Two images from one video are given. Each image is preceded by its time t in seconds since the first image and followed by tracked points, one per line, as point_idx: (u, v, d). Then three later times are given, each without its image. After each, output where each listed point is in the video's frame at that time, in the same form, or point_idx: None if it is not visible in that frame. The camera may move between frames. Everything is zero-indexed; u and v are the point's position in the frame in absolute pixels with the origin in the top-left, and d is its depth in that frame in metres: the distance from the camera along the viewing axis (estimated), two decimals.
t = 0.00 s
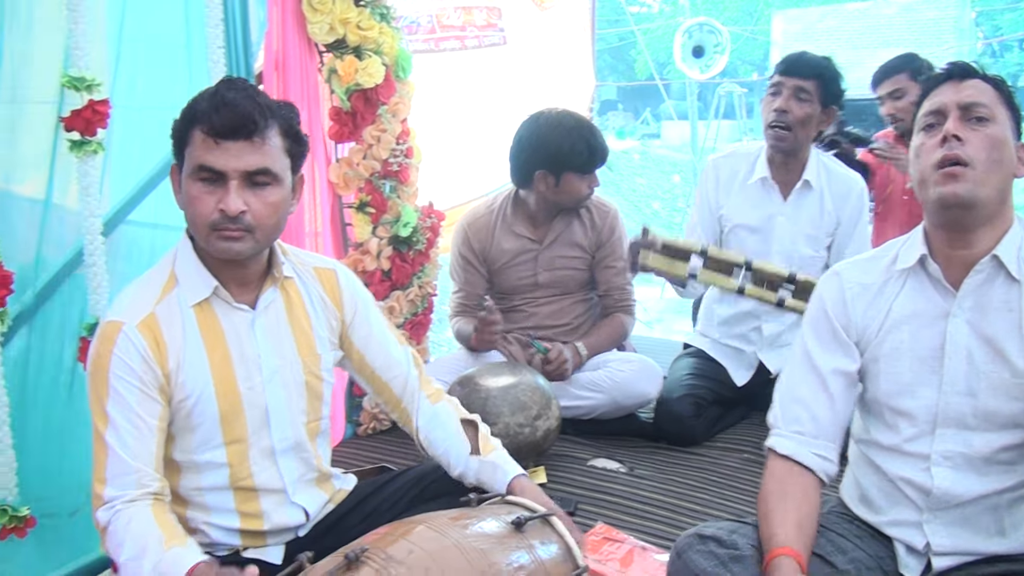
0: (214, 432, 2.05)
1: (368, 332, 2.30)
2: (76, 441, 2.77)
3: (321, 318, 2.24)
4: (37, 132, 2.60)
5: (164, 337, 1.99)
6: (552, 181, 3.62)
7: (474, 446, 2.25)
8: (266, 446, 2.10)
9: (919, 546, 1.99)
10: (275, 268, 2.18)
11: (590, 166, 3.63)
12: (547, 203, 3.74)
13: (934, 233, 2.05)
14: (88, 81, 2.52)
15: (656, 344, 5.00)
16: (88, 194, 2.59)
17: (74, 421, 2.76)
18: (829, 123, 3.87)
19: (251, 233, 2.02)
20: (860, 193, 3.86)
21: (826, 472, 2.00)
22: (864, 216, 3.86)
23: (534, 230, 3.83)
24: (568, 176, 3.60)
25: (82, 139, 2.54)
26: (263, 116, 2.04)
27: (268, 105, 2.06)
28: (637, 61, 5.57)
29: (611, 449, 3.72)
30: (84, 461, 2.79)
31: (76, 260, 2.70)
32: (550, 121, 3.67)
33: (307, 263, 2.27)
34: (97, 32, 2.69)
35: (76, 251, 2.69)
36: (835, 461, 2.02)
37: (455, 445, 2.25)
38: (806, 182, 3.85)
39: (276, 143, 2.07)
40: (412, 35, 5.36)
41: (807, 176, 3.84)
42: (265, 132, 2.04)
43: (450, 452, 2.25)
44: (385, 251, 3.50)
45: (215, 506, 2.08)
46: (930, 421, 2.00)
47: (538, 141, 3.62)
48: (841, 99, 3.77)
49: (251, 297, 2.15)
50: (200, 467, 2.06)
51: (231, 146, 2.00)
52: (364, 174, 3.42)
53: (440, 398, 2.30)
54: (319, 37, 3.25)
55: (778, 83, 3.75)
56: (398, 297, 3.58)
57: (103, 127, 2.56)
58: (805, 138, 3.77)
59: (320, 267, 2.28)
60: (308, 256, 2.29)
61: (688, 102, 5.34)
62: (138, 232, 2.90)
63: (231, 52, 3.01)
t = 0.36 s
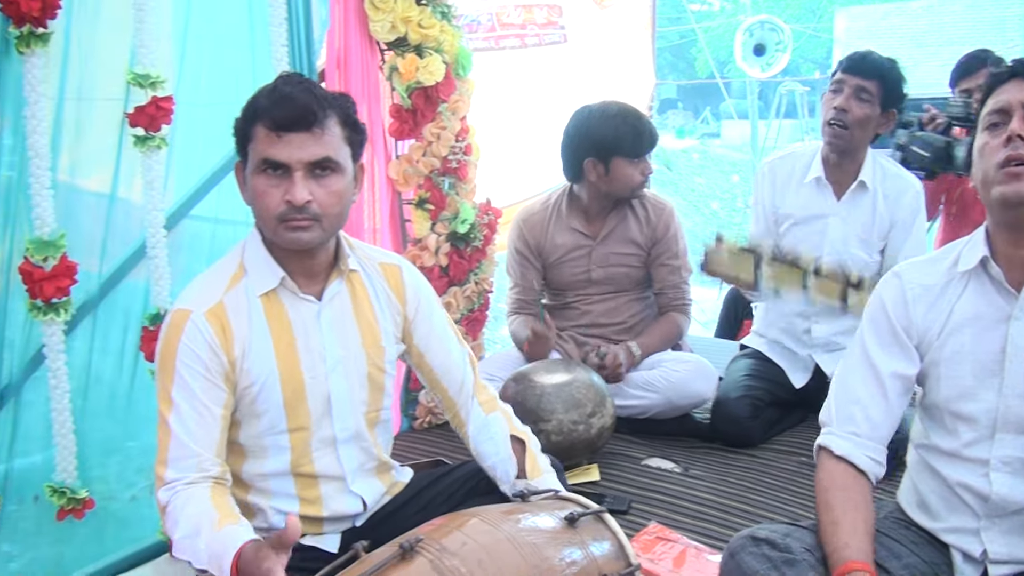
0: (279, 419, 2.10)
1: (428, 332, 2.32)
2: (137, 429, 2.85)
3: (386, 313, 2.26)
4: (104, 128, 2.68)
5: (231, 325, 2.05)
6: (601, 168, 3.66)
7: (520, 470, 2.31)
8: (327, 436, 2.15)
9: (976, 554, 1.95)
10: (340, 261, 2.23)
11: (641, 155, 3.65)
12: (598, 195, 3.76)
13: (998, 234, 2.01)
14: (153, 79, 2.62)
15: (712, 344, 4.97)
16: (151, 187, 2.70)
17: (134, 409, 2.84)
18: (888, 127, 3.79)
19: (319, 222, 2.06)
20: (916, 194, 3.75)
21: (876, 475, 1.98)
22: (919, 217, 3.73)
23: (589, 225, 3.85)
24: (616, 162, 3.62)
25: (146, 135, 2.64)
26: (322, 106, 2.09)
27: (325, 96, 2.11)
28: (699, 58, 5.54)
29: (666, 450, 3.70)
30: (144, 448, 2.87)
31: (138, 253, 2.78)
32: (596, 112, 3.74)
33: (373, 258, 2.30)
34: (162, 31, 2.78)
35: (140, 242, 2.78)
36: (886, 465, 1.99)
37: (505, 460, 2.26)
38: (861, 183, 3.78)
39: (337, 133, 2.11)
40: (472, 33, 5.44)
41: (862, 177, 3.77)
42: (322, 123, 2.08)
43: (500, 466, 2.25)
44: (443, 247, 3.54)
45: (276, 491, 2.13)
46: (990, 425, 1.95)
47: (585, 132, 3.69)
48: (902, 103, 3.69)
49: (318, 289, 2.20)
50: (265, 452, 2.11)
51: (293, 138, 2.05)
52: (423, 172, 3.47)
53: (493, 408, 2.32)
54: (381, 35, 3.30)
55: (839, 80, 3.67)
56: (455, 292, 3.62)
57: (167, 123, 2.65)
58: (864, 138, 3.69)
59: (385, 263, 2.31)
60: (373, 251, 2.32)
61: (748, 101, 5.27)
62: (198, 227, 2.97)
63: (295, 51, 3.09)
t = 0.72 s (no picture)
0: (327, 415, 2.13)
1: (474, 337, 2.33)
2: (193, 424, 2.91)
3: (434, 316, 2.28)
4: (160, 129, 2.75)
5: (286, 321, 2.08)
6: (646, 159, 3.66)
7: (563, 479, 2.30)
8: (375, 433, 2.17)
9: None
10: (393, 262, 2.25)
11: (687, 142, 3.65)
12: (645, 188, 3.75)
13: None
14: (208, 81, 2.68)
15: (765, 346, 4.92)
16: (207, 186, 2.75)
17: (189, 404, 2.90)
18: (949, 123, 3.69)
19: (390, 213, 2.09)
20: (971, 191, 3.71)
21: (936, 479, 1.82)
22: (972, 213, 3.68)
23: (639, 221, 3.84)
24: (660, 150, 3.62)
25: (202, 136, 2.71)
26: (399, 106, 2.16)
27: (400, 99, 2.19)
28: (751, 56, 5.49)
29: (716, 449, 3.69)
30: (198, 443, 2.92)
31: (192, 251, 2.84)
32: (635, 104, 3.74)
33: (424, 262, 2.31)
34: (217, 35, 2.84)
35: (196, 240, 2.84)
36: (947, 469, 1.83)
37: (546, 470, 2.28)
38: (919, 179, 3.74)
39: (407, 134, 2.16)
40: (524, 32, 5.44)
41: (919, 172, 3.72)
42: (399, 125, 2.14)
43: (540, 476, 2.28)
44: (492, 245, 3.55)
45: (324, 485, 2.17)
46: None
47: (627, 123, 3.71)
48: (964, 101, 3.58)
49: (370, 287, 2.22)
50: (313, 448, 2.15)
51: (372, 129, 2.10)
52: (474, 171, 3.49)
53: (536, 419, 2.32)
54: (432, 36, 3.33)
55: (898, 79, 3.58)
56: (505, 292, 3.64)
57: (221, 125, 2.71)
58: (920, 137, 3.63)
59: (436, 267, 2.32)
60: (425, 254, 2.34)
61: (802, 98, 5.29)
62: (253, 225, 3.02)
63: (346, 55, 3.12)
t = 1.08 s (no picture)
0: (374, 413, 2.15)
1: (518, 328, 2.35)
2: (241, 421, 2.99)
3: (476, 310, 2.31)
4: (211, 132, 2.82)
5: (329, 325, 2.10)
6: (696, 153, 3.63)
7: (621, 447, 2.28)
8: (421, 430, 2.20)
9: None
10: (434, 259, 2.28)
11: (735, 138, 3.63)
12: (696, 185, 3.71)
13: None
14: (259, 84, 2.75)
15: (815, 348, 4.86)
16: (258, 188, 2.82)
17: (239, 402, 2.97)
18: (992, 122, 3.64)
19: (445, 206, 2.14)
20: None
21: (978, 480, 1.78)
22: None
23: (688, 220, 3.81)
24: (710, 144, 3.60)
25: (252, 139, 2.77)
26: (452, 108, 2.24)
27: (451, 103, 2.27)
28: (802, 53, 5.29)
29: (763, 451, 3.66)
30: (247, 439, 3.00)
31: (243, 251, 2.91)
32: (684, 104, 3.73)
33: (464, 258, 2.34)
34: (267, 38, 2.89)
35: (246, 241, 2.90)
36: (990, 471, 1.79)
37: (603, 443, 2.27)
38: (969, 185, 3.65)
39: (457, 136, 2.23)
40: (571, 33, 5.62)
41: (970, 178, 3.63)
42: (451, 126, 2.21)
43: (596, 450, 2.26)
44: (538, 246, 3.56)
45: (371, 484, 2.19)
46: None
47: (674, 122, 3.71)
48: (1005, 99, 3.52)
49: (412, 287, 2.25)
50: (359, 446, 2.17)
51: (432, 125, 2.17)
52: (520, 171, 3.50)
53: (586, 396, 2.32)
54: (479, 37, 3.35)
55: (937, 80, 3.53)
56: (550, 292, 3.62)
57: (272, 127, 2.77)
58: (965, 138, 3.54)
59: (476, 263, 2.35)
60: (465, 251, 2.37)
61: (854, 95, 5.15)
62: (303, 225, 3.08)
63: (394, 57, 3.16)
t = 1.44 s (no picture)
0: (420, 409, 2.18)
1: (559, 327, 2.35)
2: (285, 417, 3.03)
3: (521, 309, 2.31)
4: (256, 133, 2.86)
5: (373, 321, 2.12)
6: (743, 156, 3.60)
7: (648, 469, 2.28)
8: (464, 427, 2.22)
9: None
10: (479, 257, 2.30)
11: (780, 141, 3.59)
12: (739, 186, 3.69)
13: None
14: (303, 85, 2.80)
15: (858, 350, 4.81)
16: (302, 188, 2.86)
17: (282, 397, 3.01)
18: None
19: (487, 206, 2.16)
20: None
21: None
22: None
23: (730, 221, 3.78)
24: (757, 147, 3.56)
25: (296, 139, 2.82)
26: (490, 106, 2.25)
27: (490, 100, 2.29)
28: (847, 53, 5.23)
29: (805, 454, 3.62)
30: (290, 436, 3.04)
31: (286, 250, 2.94)
32: (734, 101, 3.71)
33: (508, 257, 2.35)
34: (310, 39, 2.93)
35: (290, 240, 2.94)
36: None
37: (636, 456, 2.26)
38: (1011, 187, 3.59)
39: (495, 134, 2.25)
40: (614, 32, 5.51)
41: (1013, 179, 3.57)
42: (489, 125, 2.23)
43: (630, 463, 2.25)
44: (579, 246, 3.57)
45: (414, 479, 2.21)
46: None
47: (719, 121, 3.69)
48: None
49: (457, 285, 2.27)
50: (404, 440, 2.20)
51: (471, 125, 2.18)
52: (560, 172, 3.52)
53: (625, 407, 2.31)
54: (521, 38, 3.35)
55: (990, 77, 3.43)
56: (590, 292, 3.63)
57: (315, 127, 2.81)
58: (1014, 139, 3.49)
59: (519, 262, 2.36)
60: (508, 250, 2.38)
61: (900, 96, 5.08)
62: (347, 225, 3.11)
63: (437, 57, 3.18)
